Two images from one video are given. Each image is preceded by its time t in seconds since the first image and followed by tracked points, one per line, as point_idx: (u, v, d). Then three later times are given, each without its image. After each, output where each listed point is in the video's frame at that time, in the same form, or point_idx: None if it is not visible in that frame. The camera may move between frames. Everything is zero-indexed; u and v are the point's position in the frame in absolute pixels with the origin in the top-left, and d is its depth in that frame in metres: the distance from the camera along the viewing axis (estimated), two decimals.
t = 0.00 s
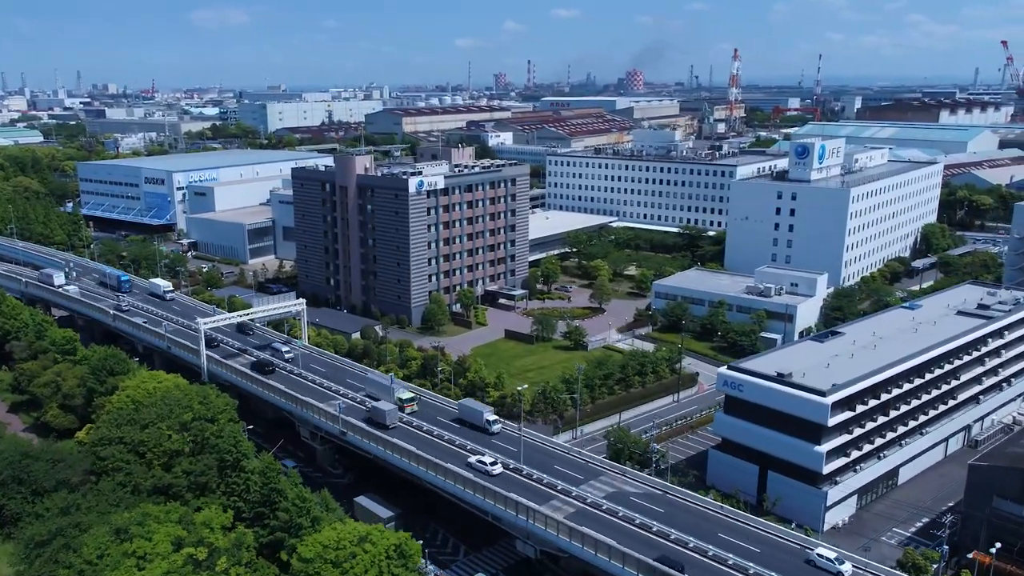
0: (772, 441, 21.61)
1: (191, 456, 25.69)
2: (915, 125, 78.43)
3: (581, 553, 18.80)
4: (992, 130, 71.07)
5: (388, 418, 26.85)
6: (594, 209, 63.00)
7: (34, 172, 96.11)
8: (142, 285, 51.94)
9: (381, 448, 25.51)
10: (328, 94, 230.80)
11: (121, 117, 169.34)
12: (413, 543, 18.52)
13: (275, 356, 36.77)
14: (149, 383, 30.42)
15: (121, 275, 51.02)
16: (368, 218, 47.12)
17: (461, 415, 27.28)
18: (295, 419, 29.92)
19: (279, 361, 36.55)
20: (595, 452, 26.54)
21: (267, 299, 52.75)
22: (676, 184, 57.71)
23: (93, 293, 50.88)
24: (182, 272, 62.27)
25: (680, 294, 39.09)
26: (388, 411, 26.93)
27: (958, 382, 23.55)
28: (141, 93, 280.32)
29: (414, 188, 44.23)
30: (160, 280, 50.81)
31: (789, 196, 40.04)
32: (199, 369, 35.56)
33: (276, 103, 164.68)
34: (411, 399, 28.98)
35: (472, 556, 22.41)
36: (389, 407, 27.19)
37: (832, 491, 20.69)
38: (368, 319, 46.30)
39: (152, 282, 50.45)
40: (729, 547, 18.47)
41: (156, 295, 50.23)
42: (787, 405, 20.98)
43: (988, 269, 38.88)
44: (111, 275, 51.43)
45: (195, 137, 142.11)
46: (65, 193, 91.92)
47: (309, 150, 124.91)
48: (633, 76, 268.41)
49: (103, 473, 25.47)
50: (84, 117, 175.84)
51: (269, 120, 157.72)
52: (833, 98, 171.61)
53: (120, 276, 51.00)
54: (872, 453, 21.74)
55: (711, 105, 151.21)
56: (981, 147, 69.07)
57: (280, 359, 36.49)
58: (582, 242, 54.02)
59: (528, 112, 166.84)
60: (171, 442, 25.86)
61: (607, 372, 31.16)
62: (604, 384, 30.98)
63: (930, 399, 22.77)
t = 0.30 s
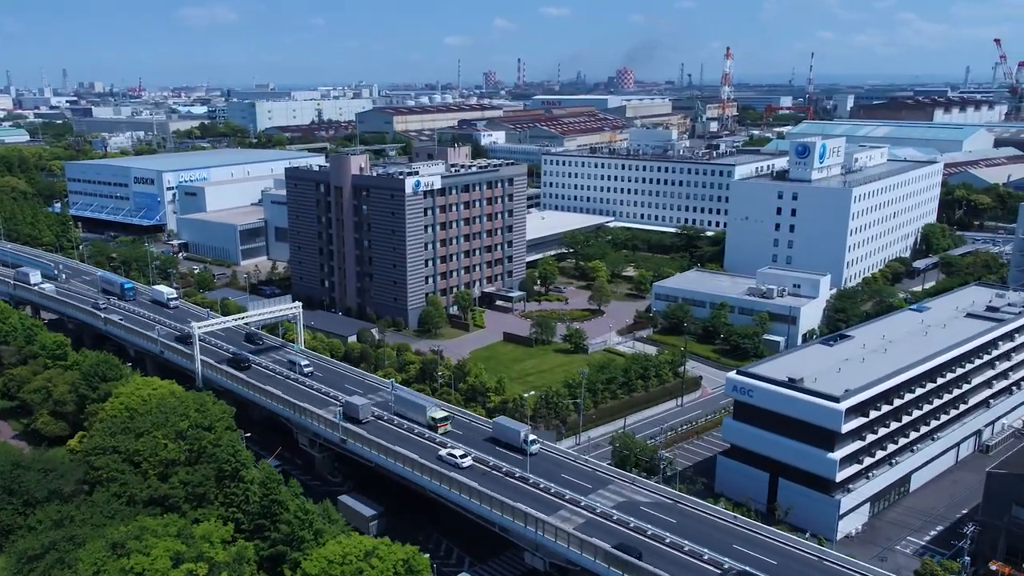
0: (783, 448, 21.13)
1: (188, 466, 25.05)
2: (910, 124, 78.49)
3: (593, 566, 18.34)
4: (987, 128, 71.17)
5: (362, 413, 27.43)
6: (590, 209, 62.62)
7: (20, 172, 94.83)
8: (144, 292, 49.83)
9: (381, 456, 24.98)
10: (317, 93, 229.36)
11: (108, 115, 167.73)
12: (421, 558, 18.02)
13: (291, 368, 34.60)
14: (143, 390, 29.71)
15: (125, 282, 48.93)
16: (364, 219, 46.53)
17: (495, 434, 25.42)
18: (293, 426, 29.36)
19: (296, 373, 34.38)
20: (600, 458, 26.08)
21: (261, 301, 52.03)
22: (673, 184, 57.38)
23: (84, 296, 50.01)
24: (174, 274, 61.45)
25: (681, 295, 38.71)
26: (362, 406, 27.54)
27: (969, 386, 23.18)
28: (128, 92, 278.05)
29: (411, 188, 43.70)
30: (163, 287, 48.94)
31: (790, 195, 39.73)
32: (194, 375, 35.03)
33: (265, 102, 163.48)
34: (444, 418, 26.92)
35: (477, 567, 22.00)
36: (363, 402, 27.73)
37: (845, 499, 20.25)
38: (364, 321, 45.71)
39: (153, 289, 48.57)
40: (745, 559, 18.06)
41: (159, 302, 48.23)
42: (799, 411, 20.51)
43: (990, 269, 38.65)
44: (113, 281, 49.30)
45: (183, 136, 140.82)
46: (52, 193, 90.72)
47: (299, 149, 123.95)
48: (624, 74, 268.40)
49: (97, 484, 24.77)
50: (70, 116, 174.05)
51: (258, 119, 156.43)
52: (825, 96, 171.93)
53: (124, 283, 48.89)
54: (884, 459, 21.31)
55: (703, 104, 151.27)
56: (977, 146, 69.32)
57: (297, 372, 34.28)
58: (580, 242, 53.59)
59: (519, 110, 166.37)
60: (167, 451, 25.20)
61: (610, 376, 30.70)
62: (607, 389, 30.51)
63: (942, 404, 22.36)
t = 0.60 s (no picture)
0: (796, 455, 20.64)
1: (186, 476, 24.44)
2: (904, 123, 78.52)
3: None
4: (982, 127, 71.30)
5: (336, 407, 28.25)
6: (586, 209, 62.20)
7: (6, 172, 93.53)
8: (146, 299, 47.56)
9: (383, 465, 24.44)
10: (306, 91, 227.90)
11: (95, 114, 166.10)
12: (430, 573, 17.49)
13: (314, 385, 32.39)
14: (138, 398, 29.04)
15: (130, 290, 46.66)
16: (359, 219, 45.93)
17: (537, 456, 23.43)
18: (292, 434, 28.78)
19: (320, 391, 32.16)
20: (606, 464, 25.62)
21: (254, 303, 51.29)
22: (670, 184, 57.06)
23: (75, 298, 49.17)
24: (165, 276, 60.60)
25: (682, 297, 38.30)
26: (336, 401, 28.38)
27: (981, 391, 22.83)
28: (115, 90, 275.64)
29: (407, 188, 43.15)
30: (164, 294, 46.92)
31: (791, 195, 39.43)
32: (188, 381, 34.46)
33: (255, 101, 162.28)
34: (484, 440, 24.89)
35: None
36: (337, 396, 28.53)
37: (859, 507, 19.80)
38: (361, 324, 45.10)
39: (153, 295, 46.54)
40: (762, 571, 17.62)
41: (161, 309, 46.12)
42: (812, 417, 20.02)
43: (992, 270, 38.73)
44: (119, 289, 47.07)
45: (171, 135, 139.54)
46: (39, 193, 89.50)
47: (289, 148, 123.04)
48: (615, 73, 268.64)
49: (91, 495, 24.10)
50: (56, 114, 172.30)
51: (247, 118, 155.15)
52: (816, 95, 172.46)
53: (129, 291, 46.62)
54: (898, 466, 20.86)
55: (695, 103, 151.29)
56: (972, 145, 69.47)
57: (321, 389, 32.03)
58: (577, 243, 53.16)
59: (511, 109, 165.99)
60: (165, 460, 24.59)
61: (614, 380, 30.26)
62: (611, 393, 30.08)
63: (954, 410, 21.99)
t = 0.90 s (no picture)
0: (810, 463, 20.16)
1: (185, 486, 23.88)
2: (899, 122, 78.55)
3: None
4: (977, 126, 71.37)
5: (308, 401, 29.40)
6: (583, 209, 61.80)
7: None
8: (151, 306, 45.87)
9: (386, 473, 23.90)
10: (295, 90, 226.39)
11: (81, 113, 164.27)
12: None
13: (341, 401, 30.15)
14: (134, 405, 28.42)
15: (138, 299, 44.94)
16: (355, 220, 45.36)
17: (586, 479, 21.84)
18: (290, 441, 28.24)
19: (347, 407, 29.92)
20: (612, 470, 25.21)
21: (248, 306, 50.60)
22: (667, 184, 56.74)
23: (66, 301, 48.35)
24: (157, 278, 59.78)
25: (683, 299, 37.95)
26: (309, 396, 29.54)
27: (994, 396, 22.51)
28: (101, 89, 273.18)
29: (404, 189, 42.64)
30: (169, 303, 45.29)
31: (792, 195, 39.18)
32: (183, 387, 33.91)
33: (244, 99, 161.04)
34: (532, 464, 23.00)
35: None
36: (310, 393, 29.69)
37: (875, 516, 19.39)
38: (357, 327, 44.51)
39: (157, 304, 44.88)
40: None
41: (164, 317, 44.50)
42: (826, 424, 19.57)
43: (993, 270, 38.76)
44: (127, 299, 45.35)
45: (160, 134, 138.19)
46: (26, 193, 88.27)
47: (280, 147, 122.17)
48: (605, 71, 268.73)
49: (87, 506, 23.47)
50: (41, 113, 170.38)
51: (236, 117, 153.96)
52: (807, 93, 172.84)
53: (137, 300, 44.89)
54: (912, 473, 20.46)
55: (688, 101, 151.24)
56: (967, 143, 69.51)
57: (348, 406, 29.80)
58: (575, 244, 52.77)
59: (502, 107, 165.41)
60: (162, 470, 24.02)
61: (618, 384, 29.84)
62: (615, 398, 29.65)
63: (967, 415, 21.64)
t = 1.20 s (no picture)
0: (825, 471, 19.73)
1: (184, 497, 23.31)
2: (893, 120, 78.63)
3: None
4: (972, 125, 71.46)
5: (283, 397, 30.39)
6: (579, 209, 61.43)
7: None
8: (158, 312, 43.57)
9: (390, 483, 23.43)
10: (284, 89, 224.89)
11: (68, 112, 162.58)
12: None
13: (371, 418, 27.86)
14: (130, 414, 27.76)
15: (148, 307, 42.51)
16: (352, 221, 44.77)
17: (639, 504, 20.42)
18: (291, 449, 27.71)
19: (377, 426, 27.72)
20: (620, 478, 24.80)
21: (242, 309, 49.89)
22: (665, 184, 56.45)
23: (57, 305, 47.54)
24: (149, 280, 58.96)
25: (685, 300, 37.60)
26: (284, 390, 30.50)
27: (1006, 400, 22.22)
28: (87, 88, 271.03)
29: (402, 189, 42.08)
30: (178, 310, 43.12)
31: (794, 195, 38.92)
32: (179, 392, 33.35)
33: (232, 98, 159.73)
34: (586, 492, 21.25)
35: None
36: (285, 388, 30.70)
37: (892, 525, 19.00)
38: (354, 330, 43.93)
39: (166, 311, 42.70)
40: None
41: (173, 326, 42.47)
42: (842, 431, 19.18)
43: (995, 270, 38.66)
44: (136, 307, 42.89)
45: (148, 134, 136.81)
46: (13, 193, 87.04)
47: (270, 146, 121.19)
48: (596, 69, 268.74)
49: (82, 518, 22.80)
50: (27, 112, 168.42)
51: (225, 115, 152.71)
52: (799, 92, 173.21)
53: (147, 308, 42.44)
54: (927, 480, 20.10)
55: (680, 100, 151.28)
56: (963, 142, 69.60)
57: (379, 425, 27.58)
58: (573, 245, 52.38)
59: (494, 106, 164.81)
60: (161, 481, 23.41)
61: (623, 388, 29.44)
62: (620, 403, 29.25)
63: (981, 420, 21.34)
